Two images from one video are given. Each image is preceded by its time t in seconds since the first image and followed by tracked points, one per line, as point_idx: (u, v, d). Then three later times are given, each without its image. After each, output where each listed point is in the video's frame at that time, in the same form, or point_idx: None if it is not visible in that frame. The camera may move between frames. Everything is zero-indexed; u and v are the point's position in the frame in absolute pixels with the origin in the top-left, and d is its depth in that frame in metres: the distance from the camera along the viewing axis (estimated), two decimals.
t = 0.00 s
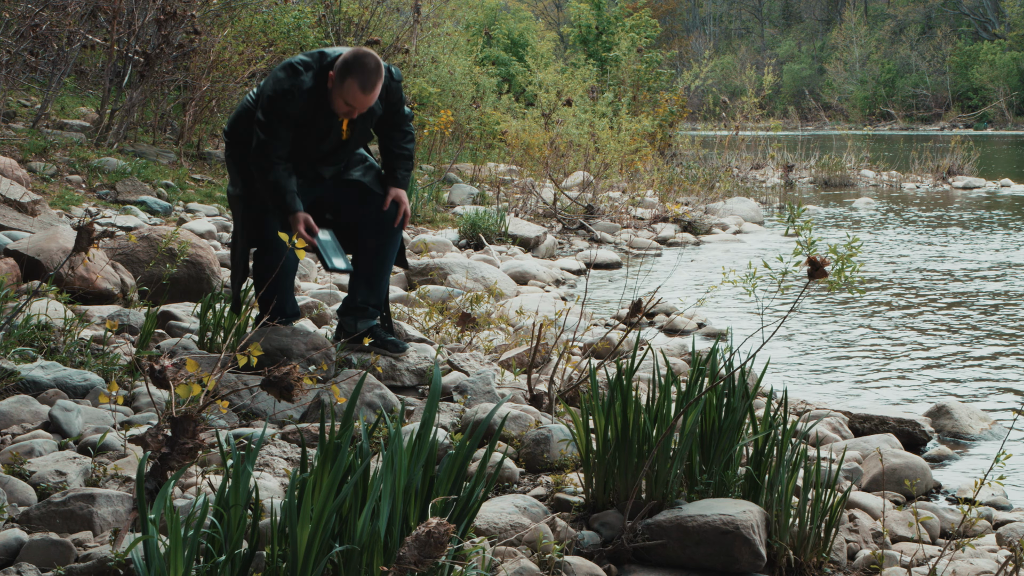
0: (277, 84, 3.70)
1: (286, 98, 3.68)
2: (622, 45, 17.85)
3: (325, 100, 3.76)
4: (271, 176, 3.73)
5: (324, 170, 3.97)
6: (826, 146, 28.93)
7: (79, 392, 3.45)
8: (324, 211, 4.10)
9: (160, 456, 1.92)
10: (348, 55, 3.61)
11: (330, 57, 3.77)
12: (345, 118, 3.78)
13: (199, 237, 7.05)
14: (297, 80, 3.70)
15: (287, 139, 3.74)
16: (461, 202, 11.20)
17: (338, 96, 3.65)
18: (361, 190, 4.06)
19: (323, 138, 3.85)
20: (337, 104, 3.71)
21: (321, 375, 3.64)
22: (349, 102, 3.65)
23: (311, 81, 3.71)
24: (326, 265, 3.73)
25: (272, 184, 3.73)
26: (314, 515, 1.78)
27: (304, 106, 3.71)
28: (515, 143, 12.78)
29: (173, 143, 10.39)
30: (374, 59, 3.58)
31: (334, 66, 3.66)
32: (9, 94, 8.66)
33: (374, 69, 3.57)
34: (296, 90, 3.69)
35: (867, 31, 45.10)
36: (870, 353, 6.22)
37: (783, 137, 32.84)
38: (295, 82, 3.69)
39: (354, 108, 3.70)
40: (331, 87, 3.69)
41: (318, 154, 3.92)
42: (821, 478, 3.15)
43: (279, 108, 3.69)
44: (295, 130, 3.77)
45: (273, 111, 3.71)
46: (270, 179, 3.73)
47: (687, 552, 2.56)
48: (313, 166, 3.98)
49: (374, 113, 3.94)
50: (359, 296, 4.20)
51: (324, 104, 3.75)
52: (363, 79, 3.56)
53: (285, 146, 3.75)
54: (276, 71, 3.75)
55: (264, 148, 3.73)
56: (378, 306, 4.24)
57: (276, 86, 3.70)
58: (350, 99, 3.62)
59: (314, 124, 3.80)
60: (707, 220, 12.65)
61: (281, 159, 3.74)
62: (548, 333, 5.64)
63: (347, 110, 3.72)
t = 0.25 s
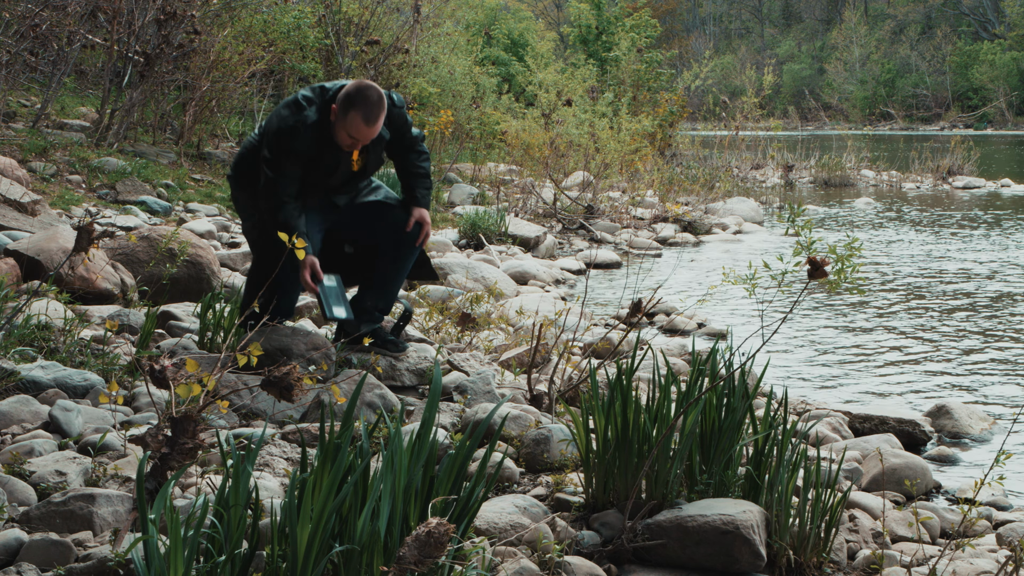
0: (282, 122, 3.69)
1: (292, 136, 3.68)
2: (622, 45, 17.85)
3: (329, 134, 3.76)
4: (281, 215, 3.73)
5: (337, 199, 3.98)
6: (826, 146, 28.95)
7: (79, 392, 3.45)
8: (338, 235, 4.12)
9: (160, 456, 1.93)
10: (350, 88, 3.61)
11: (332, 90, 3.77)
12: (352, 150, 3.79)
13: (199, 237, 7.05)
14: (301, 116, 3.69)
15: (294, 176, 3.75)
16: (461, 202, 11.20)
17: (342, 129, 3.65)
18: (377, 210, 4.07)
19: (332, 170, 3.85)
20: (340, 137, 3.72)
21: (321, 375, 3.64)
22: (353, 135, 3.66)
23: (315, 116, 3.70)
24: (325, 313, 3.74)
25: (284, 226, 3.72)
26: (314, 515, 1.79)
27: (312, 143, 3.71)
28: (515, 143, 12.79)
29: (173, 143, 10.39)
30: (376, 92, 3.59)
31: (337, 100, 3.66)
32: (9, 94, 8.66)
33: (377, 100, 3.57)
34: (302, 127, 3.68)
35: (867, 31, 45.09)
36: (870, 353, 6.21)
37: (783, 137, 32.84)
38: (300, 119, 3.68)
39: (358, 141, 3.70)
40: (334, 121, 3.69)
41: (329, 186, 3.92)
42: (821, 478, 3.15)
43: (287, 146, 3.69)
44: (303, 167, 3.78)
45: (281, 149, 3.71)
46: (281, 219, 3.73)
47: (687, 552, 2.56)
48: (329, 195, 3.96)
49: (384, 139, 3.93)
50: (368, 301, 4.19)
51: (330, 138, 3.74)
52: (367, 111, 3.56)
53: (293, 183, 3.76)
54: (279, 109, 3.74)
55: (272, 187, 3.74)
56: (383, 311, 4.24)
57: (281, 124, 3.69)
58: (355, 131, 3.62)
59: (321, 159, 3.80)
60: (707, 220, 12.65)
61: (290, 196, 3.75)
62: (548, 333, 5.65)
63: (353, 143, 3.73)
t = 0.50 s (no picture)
0: (286, 155, 3.72)
1: (297, 167, 3.70)
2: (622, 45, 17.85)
3: (333, 162, 3.78)
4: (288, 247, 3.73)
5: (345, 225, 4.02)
6: (826, 146, 28.95)
7: (79, 392, 3.46)
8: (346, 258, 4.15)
9: (160, 456, 1.93)
10: (351, 114, 3.62)
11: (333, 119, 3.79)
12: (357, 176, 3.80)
13: (199, 237, 7.05)
14: (305, 147, 3.72)
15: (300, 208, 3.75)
16: (461, 202, 11.20)
17: (345, 155, 3.66)
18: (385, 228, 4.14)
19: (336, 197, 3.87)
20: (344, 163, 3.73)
21: (321, 375, 3.64)
22: (356, 159, 3.66)
23: (318, 145, 3.72)
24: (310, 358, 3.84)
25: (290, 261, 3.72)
26: (314, 515, 1.79)
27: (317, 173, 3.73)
28: (515, 143, 12.80)
29: (173, 143, 10.38)
30: (377, 116, 3.59)
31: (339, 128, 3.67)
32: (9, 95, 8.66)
33: (379, 124, 3.57)
34: (306, 157, 3.70)
35: (868, 31, 45.08)
36: (870, 353, 6.22)
37: (783, 137, 32.84)
38: (303, 150, 3.71)
39: (361, 165, 3.71)
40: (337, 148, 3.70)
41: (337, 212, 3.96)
42: (821, 478, 3.15)
43: (291, 178, 3.71)
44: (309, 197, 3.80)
45: (286, 181, 3.73)
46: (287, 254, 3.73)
47: (687, 552, 2.56)
48: (336, 222, 4.06)
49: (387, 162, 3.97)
50: (375, 302, 4.26)
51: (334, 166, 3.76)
52: (369, 135, 3.56)
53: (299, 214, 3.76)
54: (282, 142, 3.77)
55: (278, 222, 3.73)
56: (388, 311, 4.28)
57: (285, 157, 3.72)
58: (357, 156, 3.62)
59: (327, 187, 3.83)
60: (707, 220, 12.65)
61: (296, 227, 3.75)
62: (548, 333, 5.65)
63: (357, 168, 3.73)
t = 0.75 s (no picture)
0: (280, 164, 3.69)
1: (292, 175, 3.67)
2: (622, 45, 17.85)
3: (327, 167, 3.77)
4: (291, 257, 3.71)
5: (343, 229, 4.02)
6: (826, 146, 28.95)
7: (79, 392, 3.46)
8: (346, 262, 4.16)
9: (160, 455, 1.93)
10: (342, 116, 3.62)
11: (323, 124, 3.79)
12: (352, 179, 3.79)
13: (199, 237, 7.05)
14: (298, 153, 3.70)
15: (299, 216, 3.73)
16: (461, 202, 11.20)
17: (339, 157, 3.66)
18: (383, 231, 4.21)
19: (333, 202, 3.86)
20: (338, 167, 3.72)
21: (321, 375, 3.64)
22: (351, 161, 3.66)
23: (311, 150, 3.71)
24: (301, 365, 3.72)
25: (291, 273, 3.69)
26: (314, 515, 1.79)
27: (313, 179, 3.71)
28: (515, 143, 12.81)
29: (173, 143, 10.38)
30: (369, 115, 3.60)
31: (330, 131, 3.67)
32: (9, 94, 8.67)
33: (371, 123, 3.58)
34: (300, 164, 3.68)
35: (868, 31, 45.08)
36: (870, 353, 6.21)
37: (783, 137, 32.84)
38: (297, 157, 3.69)
39: (356, 167, 3.71)
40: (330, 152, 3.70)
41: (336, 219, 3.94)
42: (821, 478, 3.15)
43: (287, 186, 3.68)
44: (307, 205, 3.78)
45: (283, 191, 3.69)
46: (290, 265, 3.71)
47: (687, 552, 2.56)
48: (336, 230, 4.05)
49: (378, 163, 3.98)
50: (375, 302, 4.26)
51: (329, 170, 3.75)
52: (363, 134, 3.57)
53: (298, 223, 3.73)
54: (275, 151, 3.75)
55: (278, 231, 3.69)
56: (388, 310, 4.28)
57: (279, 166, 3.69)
58: (352, 156, 3.62)
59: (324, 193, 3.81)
60: (707, 220, 12.66)
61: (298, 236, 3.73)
62: (548, 333, 5.65)
63: (352, 171, 3.72)
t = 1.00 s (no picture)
0: (275, 173, 3.68)
1: (289, 184, 3.67)
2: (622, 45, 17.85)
3: (322, 173, 3.77)
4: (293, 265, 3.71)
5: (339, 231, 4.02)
6: (826, 146, 28.95)
7: (79, 392, 3.46)
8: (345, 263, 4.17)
9: (160, 455, 1.93)
10: (335, 122, 3.62)
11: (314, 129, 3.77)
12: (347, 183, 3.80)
13: (199, 237, 7.06)
14: (292, 161, 3.69)
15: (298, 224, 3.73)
16: (461, 202, 11.20)
17: (334, 164, 3.66)
18: (376, 229, 4.21)
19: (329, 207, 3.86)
20: (333, 173, 3.72)
21: (321, 375, 3.64)
22: (346, 167, 3.66)
23: (306, 157, 3.70)
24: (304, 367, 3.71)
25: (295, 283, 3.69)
26: (314, 515, 1.79)
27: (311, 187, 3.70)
28: (515, 143, 12.82)
29: (173, 143, 10.38)
30: (361, 120, 3.61)
31: (323, 137, 3.66)
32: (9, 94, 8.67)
33: (364, 128, 3.59)
34: (296, 172, 3.67)
35: (868, 31, 45.06)
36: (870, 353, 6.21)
37: (783, 137, 32.83)
38: (291, 165, 3.67)
39: (351, 172, 3.71)
40: (324, 158, 3.69)
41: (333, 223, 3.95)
42: (821, 478, 3.15)
43: (285, 195, 3.67)
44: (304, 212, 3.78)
45: (281, 201, 3.69)
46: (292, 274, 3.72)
47: (687, 552, 2.56)
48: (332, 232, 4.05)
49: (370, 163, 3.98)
50: (373, 301, 4.26)
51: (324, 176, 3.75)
52: (358, 139, 3.58)
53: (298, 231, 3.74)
54: (268, 160, 3.72)
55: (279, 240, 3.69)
56: (386, 308, 4.30)
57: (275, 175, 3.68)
58: (347, 162, 3.62)
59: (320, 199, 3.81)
60: (707, 220, 12.65)
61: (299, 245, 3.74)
62: (548, 333, 5.65)
63: (347, 176, 3.73)
